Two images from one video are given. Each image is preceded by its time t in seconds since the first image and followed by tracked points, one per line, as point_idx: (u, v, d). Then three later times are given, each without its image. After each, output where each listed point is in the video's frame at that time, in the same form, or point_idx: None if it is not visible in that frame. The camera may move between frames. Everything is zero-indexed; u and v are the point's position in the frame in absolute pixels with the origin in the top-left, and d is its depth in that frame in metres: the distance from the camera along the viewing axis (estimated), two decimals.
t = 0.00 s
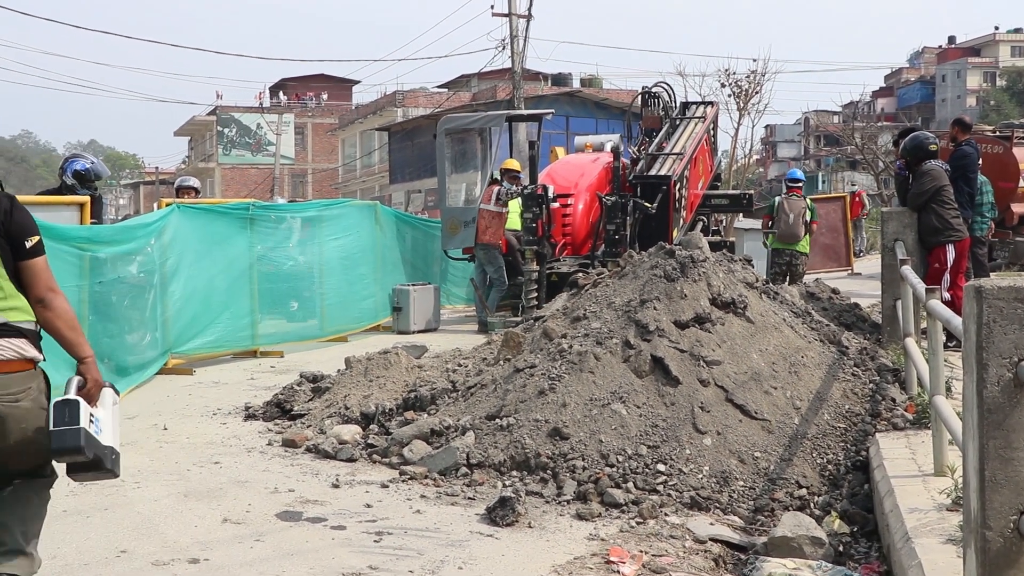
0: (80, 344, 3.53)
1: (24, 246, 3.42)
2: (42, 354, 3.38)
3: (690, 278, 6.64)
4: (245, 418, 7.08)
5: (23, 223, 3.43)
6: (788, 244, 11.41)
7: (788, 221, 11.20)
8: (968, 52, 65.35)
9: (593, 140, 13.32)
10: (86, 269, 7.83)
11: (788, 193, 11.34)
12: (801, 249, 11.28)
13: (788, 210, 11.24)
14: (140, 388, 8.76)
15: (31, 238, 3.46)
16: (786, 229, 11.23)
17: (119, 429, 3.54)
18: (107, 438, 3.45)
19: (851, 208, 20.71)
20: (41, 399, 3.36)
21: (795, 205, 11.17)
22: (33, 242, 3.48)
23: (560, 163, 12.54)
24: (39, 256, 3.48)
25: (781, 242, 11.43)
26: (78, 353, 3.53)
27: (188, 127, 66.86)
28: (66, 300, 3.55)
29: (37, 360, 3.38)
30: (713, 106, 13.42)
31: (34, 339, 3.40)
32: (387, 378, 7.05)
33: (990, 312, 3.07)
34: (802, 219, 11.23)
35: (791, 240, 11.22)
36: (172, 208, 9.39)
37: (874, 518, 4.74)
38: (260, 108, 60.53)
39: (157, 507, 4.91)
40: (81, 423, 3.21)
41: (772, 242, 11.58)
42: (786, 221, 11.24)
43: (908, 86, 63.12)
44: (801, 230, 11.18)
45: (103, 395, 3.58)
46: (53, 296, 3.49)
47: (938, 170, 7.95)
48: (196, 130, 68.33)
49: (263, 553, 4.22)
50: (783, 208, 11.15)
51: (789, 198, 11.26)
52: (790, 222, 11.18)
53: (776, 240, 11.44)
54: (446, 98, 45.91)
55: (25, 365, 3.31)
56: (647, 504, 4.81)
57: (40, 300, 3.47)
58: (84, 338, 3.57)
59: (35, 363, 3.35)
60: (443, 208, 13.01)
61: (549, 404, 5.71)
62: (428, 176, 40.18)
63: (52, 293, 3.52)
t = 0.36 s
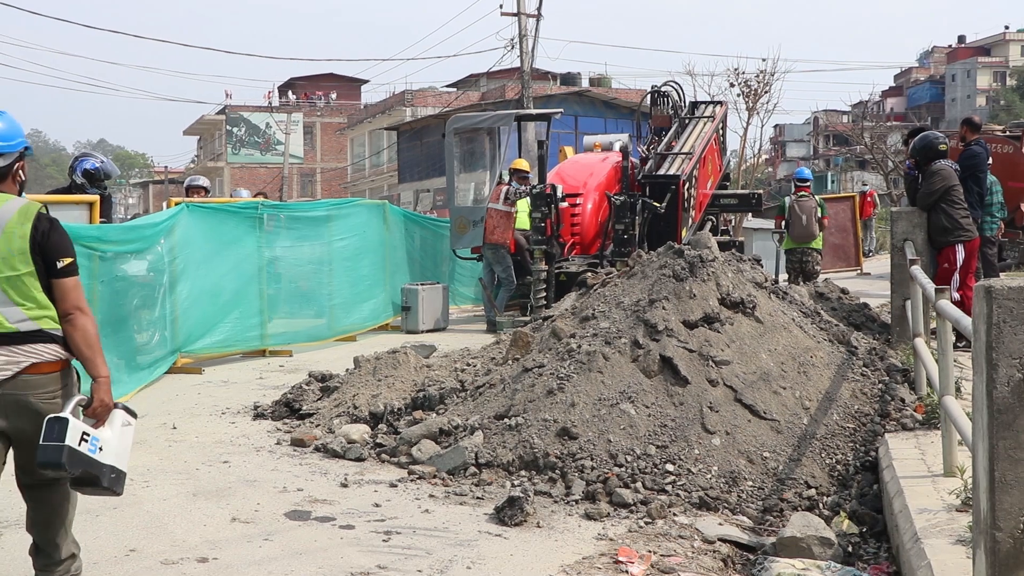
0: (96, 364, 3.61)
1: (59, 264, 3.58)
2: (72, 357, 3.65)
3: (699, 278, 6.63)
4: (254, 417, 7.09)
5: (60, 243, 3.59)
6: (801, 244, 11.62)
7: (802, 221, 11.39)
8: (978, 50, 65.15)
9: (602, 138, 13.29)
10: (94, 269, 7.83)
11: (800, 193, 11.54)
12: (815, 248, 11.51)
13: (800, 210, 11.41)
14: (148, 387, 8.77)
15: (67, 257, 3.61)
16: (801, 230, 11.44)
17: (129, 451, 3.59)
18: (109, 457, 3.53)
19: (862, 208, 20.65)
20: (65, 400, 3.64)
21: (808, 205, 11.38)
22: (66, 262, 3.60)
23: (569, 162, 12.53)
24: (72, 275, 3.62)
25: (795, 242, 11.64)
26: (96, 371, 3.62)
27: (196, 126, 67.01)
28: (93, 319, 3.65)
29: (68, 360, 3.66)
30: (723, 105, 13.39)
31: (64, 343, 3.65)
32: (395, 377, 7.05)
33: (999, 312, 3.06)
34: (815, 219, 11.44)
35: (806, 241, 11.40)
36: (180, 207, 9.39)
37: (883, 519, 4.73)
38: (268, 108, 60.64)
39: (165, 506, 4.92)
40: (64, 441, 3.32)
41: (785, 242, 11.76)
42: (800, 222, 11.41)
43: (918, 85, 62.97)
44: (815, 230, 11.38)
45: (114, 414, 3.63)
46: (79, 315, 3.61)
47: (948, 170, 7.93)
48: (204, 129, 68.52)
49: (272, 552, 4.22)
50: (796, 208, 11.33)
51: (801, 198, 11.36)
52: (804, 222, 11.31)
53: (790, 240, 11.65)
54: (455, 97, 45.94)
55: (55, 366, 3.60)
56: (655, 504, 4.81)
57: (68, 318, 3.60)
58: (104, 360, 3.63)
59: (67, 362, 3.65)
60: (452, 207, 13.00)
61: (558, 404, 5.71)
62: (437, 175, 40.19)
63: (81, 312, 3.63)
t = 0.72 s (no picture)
0: (144, 335, 4.19)
1: (104, 247, 4.08)
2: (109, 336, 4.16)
3: (708, 277, 6.62)
4: (264, 417, 7.10)
5: (107, 226, 4.08)
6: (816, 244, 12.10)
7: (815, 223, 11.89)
8: (988, 50, 64.92)
9: (611, 138, 13.27)
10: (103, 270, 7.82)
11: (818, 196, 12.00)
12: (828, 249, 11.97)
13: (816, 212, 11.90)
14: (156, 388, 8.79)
15: (113, 239, 4.10)
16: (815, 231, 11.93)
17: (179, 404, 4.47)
18: (163, 415, 4.40)
19: (874, 207, 20.57)
20: (99, 374, 4.08)
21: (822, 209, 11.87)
22: (113, 243, 4.10)
23: (577, 162, 12.52)
24: (117, 255, 4.11)
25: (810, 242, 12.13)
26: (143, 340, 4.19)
27: (206, 127, 67.21)
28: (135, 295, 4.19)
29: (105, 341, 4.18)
30: (732, 105, 13.36)
31: (102, 322, 4.14)
32: (404, 377, 7.05)
33: (1012, 311, 3.04)
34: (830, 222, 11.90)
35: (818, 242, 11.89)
36: (189, 208, 9.39)
37: (893, 519, 4.72)
38: (277, 109, 60.81)
39: (174, 505, 4.94)
40: (125, 418, 4.19)
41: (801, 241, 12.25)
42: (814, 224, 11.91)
43: (928, 85, 62.79)
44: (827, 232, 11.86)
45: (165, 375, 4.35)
46: (126, 292, 4.14)
47: (958, 169, 7.91)
48: (213, 130, 68.72)
49: (282, 551, 4.23)
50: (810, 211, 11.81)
51: (818, 201, 11.88)
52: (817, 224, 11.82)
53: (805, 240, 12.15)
54: (464, 97, 45.97)
55: (88, 340, 4.06)
56: (664, 504, 4.80)
57: (115, 294, 4.12)
58: (149, 330, 4.22)
59: (101, 342, 4.13)
60: (461, 208, 13.13)
61: (567, 403, 5.71)
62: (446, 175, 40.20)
63: (125, 289, 4.15)
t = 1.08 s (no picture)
0: (169, 329, 4.47)
1: (128, 247, 4.37)
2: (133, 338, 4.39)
3: (717, 279, 6.61)
4: (272, 417, 7.11)
5: (129, 228, 4.38)
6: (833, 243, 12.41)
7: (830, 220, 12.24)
8: (998, 51, 64.73)
9: (620, 140, 13.27)
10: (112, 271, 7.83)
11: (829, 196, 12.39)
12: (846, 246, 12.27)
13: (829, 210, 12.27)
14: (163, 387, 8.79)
15: (135, 242, 4.41)
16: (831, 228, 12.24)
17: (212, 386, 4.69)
18: (203, 400, 4.65)
19: (883, 208, 20.53)
20: (123, 368, 4.31)
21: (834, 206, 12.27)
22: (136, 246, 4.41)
23: (586, 162, 12.55)
24: (139, 257, 4.43)
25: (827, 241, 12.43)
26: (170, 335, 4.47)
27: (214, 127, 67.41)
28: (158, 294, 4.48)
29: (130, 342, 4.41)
30: (741, 106, 13.35)
31: (128, 324, 4.40)
32: (412, 378, 7.05)
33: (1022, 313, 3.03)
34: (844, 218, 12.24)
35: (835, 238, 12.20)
36: (199, 208, 9.40)
37: (903, 521, 4.72)
38: (286, 109, 60.98)
39: (183, 505, 4.95)
40: (169, 407, 4.49)
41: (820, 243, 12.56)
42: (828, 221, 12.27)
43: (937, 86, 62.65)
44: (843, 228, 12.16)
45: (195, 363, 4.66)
46: (150, 291, 4.44)
47: (968, 170, 7.90)
48: (222, 130, 68.93)
49: (290, 551, 4.23)
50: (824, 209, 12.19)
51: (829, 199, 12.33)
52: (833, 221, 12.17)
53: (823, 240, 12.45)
54: (473, 98, 45.99)
55: (115, 339, 4.31)
56: (673, 505, 4.80)
57: (140, 293, 4.42)
58: (174, 325, 4.51)
59: (127, 343, 4.37)
60: (470, 208, 13.21)
61: (575, 404, 5.70)
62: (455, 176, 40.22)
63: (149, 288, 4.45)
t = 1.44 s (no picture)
0: (187, 307, 4.69)
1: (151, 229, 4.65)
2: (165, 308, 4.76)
3: (731, 277, 6.61)
4: (286, 415, 7.13)
5: (150, 213, 4.64)
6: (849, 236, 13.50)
7: (847, 215, 13.36)
8: (1013, 49, 64.38)
9: (633, 138, 13.26)
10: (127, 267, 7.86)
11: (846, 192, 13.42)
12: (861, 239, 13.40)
13: (846, 206, 13.37)
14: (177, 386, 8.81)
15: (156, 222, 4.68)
16: (847, 222, 13.38)
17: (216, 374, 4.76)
18: (202, 382, 4.70)
19: (899, 206, 20.46)
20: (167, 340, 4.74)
21: (852, 201, 13.32)
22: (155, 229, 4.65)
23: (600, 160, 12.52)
24: (160, 238, 4.67)
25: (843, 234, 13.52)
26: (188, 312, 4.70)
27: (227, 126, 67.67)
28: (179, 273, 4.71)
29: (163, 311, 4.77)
30: (755, 104, 13.30)
31: (159, 297, 4.74)
32: (426, 376, 7.06)
33: None
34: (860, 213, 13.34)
35: (851, 232, 13.33)
36: (213, 206, 9.40)
37: (917, 520, 4.71)
38: (299, 108, 61.20)
39: (197, 502, 4.96)
40: (167, 372, 4.46)
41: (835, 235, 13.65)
42: (846, 216, 13.37)
43: (952, 84, 62.39)
44: (858, 222, 13.33)
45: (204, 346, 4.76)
46: (168, 272, 4.67)
47: (984, 168, 7.87)
48: (235, 129, 69.19)
49: (304, 548, 4.24)
50: (842, 204, 13.28)
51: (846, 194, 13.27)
52: (849, 216, 13.33)
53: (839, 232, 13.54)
54: (485, 96, 46.01)
55: (154, 315, 4.69)
56: (686, 503, 4.79)
57: (161, 274, 4.66)
58: (192, 303, 4.72)
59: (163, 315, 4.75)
60: (482, 207, 13.20)
61: (589, 402, 5.71)
62: (468, 174, 40.26)
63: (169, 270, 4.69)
